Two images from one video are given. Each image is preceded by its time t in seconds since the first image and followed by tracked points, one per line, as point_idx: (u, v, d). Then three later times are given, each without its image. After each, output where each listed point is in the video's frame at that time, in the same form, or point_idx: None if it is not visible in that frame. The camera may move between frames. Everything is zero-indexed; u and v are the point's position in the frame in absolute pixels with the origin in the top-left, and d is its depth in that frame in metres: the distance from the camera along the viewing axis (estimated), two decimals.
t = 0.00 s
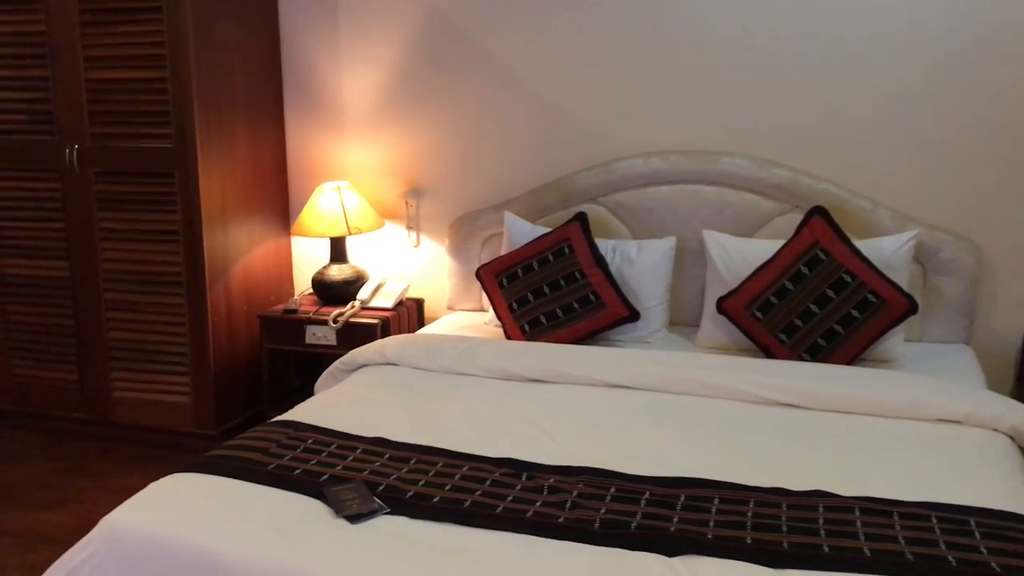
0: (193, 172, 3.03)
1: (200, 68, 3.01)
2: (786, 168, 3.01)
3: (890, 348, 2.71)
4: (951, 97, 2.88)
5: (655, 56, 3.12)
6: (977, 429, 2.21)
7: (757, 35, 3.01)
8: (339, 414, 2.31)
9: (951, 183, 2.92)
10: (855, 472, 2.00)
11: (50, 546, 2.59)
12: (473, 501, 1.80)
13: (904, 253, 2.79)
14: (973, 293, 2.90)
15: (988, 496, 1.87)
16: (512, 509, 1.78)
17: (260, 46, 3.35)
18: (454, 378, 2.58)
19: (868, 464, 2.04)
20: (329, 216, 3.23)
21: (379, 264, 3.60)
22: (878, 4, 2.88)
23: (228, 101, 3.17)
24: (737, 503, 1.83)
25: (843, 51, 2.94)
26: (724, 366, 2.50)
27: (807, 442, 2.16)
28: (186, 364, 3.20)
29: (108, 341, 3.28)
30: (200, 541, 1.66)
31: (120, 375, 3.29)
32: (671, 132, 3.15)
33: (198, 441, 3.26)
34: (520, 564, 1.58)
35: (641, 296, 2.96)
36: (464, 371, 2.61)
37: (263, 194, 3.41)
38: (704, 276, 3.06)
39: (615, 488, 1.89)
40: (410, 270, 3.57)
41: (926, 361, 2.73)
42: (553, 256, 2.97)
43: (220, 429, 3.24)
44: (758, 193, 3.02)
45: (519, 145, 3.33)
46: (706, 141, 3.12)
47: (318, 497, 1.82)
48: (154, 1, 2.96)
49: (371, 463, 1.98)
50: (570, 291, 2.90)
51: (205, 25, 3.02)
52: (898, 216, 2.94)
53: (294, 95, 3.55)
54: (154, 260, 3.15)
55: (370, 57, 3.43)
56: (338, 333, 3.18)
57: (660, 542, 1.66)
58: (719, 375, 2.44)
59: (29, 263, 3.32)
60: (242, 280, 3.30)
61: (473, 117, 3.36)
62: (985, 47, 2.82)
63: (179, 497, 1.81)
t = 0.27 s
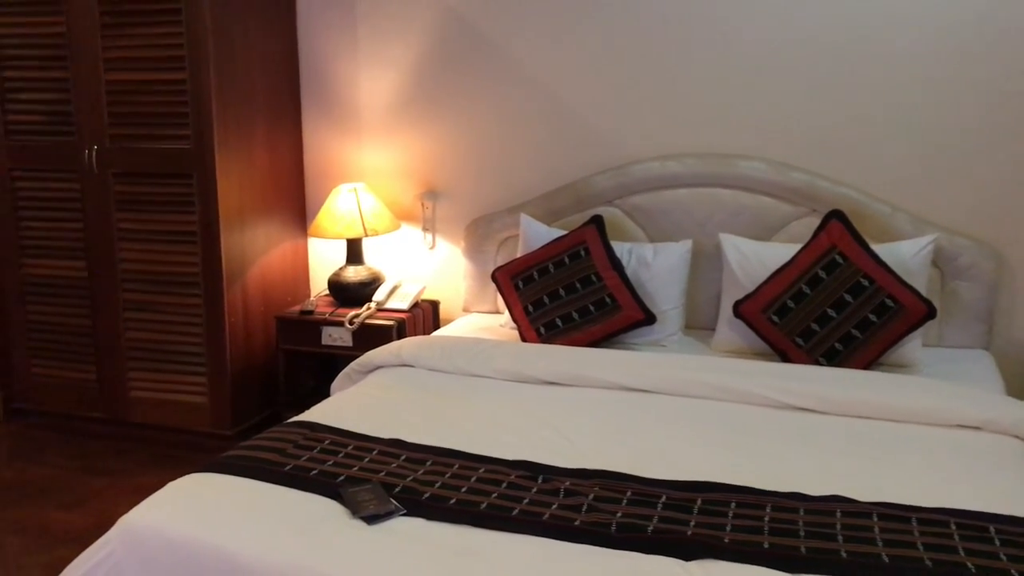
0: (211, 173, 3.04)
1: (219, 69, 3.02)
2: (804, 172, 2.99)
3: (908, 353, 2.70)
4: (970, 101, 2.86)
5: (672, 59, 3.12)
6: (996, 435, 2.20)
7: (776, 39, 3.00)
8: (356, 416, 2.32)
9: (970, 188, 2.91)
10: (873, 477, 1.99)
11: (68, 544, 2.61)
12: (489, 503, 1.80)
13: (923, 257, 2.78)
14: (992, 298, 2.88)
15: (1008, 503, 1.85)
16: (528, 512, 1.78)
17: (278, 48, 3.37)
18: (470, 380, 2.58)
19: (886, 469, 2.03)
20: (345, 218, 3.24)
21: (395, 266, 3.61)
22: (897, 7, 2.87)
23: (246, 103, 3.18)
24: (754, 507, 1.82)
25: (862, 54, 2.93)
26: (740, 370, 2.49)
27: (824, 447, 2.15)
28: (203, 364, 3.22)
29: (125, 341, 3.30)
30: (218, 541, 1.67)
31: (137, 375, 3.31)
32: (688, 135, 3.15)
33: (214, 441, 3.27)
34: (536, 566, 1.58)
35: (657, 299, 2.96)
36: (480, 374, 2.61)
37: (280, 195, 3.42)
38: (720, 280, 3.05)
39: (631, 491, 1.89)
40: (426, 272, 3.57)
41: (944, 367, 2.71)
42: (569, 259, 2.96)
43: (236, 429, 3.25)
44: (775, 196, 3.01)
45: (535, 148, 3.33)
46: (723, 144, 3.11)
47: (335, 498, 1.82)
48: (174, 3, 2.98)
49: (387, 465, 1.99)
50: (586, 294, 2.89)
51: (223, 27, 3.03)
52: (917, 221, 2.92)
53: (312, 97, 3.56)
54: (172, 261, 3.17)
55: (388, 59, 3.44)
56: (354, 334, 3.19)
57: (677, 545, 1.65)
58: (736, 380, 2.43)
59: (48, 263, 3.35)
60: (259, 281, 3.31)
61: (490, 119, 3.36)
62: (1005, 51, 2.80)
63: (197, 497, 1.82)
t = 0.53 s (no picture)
0: (229, 176, 3.06)
1: (236, 73, 3.04)
2: (820, 176, 2.99)
3: (925, 358, 2.68)
4: (988, 105, 2.85)
5: (688, 63, 3.12)
6: (1014, 441, 2.18)
7: (793, 42, 3.00)
8: (372, 418, 2.32)
9: (988, 192, 2.89)
10: (890, 483, 1.98)
11: (86, 544, 2.63)
12: (505, 506, 1.81)
13: (940, 262, 2.76)
14: (1010, 303, 2.86)
15: None
16: (543, 515, 1.78)
17: (295, 51, 3.38)
18: (485, 383, 2.58)
19: (903, 475, 2.02)
20: (361, 221, 3.25)
21: (410, 268, 3.62)
22: (913, 11, 2.86)
23: (263, 106, 3.20)
24: (770, 512, 1.82)
25: (880, 58, 2.92)
26: (756, 374, 2.49)
27: (841, 452, 2.14)
28: (220, 365, 3.23)
29: (142, 343, 3.32)
30: (235, 542, 1.68)
31: (154, 376, 3.33)
32: (704, 138, 3.14)
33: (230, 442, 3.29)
34: (552, 569, 1.58)
35: (672, 303, 2.96)
36: (495, 376, 2.62)
37: (297, 198, 3.44)
38: (736, 284, 3.04)
39: (647, 495, 1.89)
40: (441, 275, 3.58)
41: (961, 372, 2.70)
42: (585, 262, 2.96)
43: (252, 431, 3.27)
44: (792, 200, 3.00)
45: (550, 151, 3.33)
46: (739, 148, 3.11)
47: (351, 500, 1.83)
48: (192, 7, 3.00)
49: (403, 467, 1.99)
50: (601, 297, 2.89)
51: (241, 31, 3.05)
52: (934, 225, 2.91)
53: (328, 100, 3.57)
54: (189, 263, 3.18)
55: (403, 63, 3.45)
56: (369, 336, 3.20)
57: (693, 550, 1.65)
58: (751, 384, 2.43)
59: (66, 264, 3.37)
60: (275, 283, 3.33)
61: (505, 122, 3.37)
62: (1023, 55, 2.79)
63: (215, 498, 1.83)
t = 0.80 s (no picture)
0: (247, 180, 3.08)
1: (255, 77, 3.06)
2: (837, 180, 2.98)
3: (942, 363, 2.67)
4: (1006, 109, 2.84)
5: (704, 67, 3.12)
6: None
7: (810, 46, 2.99)
8: (388, 421, 2.33)
9: (1006, 196, 2.88)
10: (908, 488, 1.97)
11: (104, 545, 2.65)
12: (521, 510, 1.81)
13: (958, 266, 2.75)
14: None
15: None
16: (560, 519, 1.78)
17: (312, 56, 3.40)
18: (501, 386, 2.59)
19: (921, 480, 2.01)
20: (378, 224, 3.27)
21: (426, 272, 3.63)
22: (931, 15, 2.86)
23: (281, 110, 3.22)
24: (787, 517, 1.82)
25: (897, 62, 2.92)
26: (772, 379, 2.48)
27: (858, 456, 2.13)
28: (237, 368, 3.25)
29: (160, 345, 3.34)
30: (254, 544, 1.69)
31: (171, 379, 3.35)
32: (720, 142, 3.14)
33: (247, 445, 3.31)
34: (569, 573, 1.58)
35: (688, 307, 2.96)
36: (511, 380, 2.62)
37: (313, 202, 3.46)
38: (752, 288, 3.04)
39: (663, 499, 1.89)
40: (456, 278, 3.59)
41: (979, 377, 2.69)
42: (600, 266, 2.97)
43: (269, 433, 3.29)
44: (809, 204, 3.00)
45: (566, 155, 3.34)
46: (755, 152, 3.11)
47: (369, 502, 1.84)
48: (211, 11, 3.02)
49: (420, 470, 2.00)
50: (617, 301, 2.90)
51: (259, 35, 3.07)
52: (951, 229, 2.90)
53: (345, 104, 3.59)
54: (207, 266, 3.21)
55: (420, 67, 3.47)
56: (385, 339, 3.21)
57: (709, 554, 1.65)
58: (768, 388, 2.42)
59: (86, 267, 3.40)
60: (292, 286, 3.35)
61: (521, 126, 3.38)
62: None
63: (233, 500, 1.84)
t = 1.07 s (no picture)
0: (265, 186, 3.10)
1: (273, 84, 3.08)
2: (855, 185, 2.97)
3: (962, 368, 2.66)
4: None
5: (721, 72, 3.12)
6: None
7: (827, 51, 2.99)
8: (406, 425, 2.34)
9: None
10: (928, 494, 1.96)
11: (125, 548, 2.66)
12: (540, 515, 1.82)
13: (977, 271, 2.74)
14: None
15: None
16: (579, 524, 1.78)
17: (330, 63, 3.42)
18: (519, 391, 2.59)
19: (941, 486, 2.00)
20: (395, 230, 3.28)
21: (443, 277, 3.64)
22: (949, 19, 2.85)
23: (299, 116, 3.24)
24: (807, 523, 1.81)
25: (915, 66, 2.91)
26: (790, 384, 2.48)
27: (877, 462, 2.12)
28: (255, 373, 3.27)
29: (179, 350, 3.36)
30: (275, 548, 1.70)
31: (190, 383, 3.38)
32: (737, 147, 3.14)
33: (265, 449, 3.32)
34: None
35: (705, 312, 2.95)
36: (528, 385, 2.63)
37: (331, 207, 3.47)
38: (769, 293, 3.03)
39: (682, 505, 1.89)
40: (473, 283, 3.59)
41: (999, 383, 2.67)
42: (617, 271, 2.97)
43: (287, 438, 3.30)
44: (826, 209, 2.99)
45: (583, 160, 3.34)
46: (772, 157, 3.11)
47: (388, 507, 1.84)
48: (230, 19, 3.05)
49: (438, 475, 2.01)
50: (634, 306, 2.90)
51: (277, 42, 3.09)
52: (971, 234, 2.88)
53: (362, 111, 3.61)
54: (226, 272, 3.23)
55: (437, 73, 3.48)
56: (402, 344, 3.22)
57: (728, 560, 1.65)
58: (786, 394, 2.42)
59: (106, 273, 3.43)
60: (310, 292, 3.36)
61: (538, 132, 3.39)
62: None
63: (254, 505, 1.86)
